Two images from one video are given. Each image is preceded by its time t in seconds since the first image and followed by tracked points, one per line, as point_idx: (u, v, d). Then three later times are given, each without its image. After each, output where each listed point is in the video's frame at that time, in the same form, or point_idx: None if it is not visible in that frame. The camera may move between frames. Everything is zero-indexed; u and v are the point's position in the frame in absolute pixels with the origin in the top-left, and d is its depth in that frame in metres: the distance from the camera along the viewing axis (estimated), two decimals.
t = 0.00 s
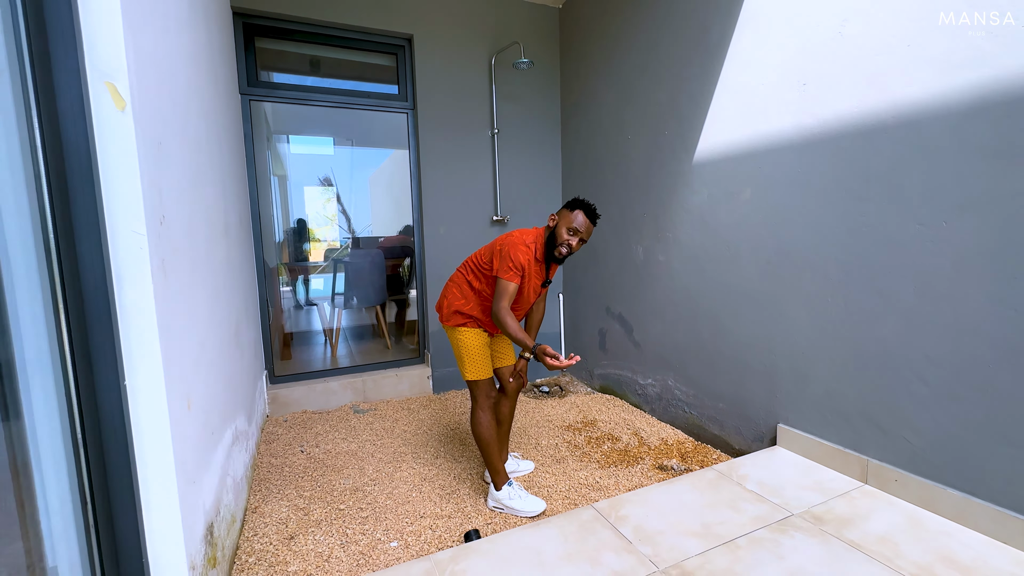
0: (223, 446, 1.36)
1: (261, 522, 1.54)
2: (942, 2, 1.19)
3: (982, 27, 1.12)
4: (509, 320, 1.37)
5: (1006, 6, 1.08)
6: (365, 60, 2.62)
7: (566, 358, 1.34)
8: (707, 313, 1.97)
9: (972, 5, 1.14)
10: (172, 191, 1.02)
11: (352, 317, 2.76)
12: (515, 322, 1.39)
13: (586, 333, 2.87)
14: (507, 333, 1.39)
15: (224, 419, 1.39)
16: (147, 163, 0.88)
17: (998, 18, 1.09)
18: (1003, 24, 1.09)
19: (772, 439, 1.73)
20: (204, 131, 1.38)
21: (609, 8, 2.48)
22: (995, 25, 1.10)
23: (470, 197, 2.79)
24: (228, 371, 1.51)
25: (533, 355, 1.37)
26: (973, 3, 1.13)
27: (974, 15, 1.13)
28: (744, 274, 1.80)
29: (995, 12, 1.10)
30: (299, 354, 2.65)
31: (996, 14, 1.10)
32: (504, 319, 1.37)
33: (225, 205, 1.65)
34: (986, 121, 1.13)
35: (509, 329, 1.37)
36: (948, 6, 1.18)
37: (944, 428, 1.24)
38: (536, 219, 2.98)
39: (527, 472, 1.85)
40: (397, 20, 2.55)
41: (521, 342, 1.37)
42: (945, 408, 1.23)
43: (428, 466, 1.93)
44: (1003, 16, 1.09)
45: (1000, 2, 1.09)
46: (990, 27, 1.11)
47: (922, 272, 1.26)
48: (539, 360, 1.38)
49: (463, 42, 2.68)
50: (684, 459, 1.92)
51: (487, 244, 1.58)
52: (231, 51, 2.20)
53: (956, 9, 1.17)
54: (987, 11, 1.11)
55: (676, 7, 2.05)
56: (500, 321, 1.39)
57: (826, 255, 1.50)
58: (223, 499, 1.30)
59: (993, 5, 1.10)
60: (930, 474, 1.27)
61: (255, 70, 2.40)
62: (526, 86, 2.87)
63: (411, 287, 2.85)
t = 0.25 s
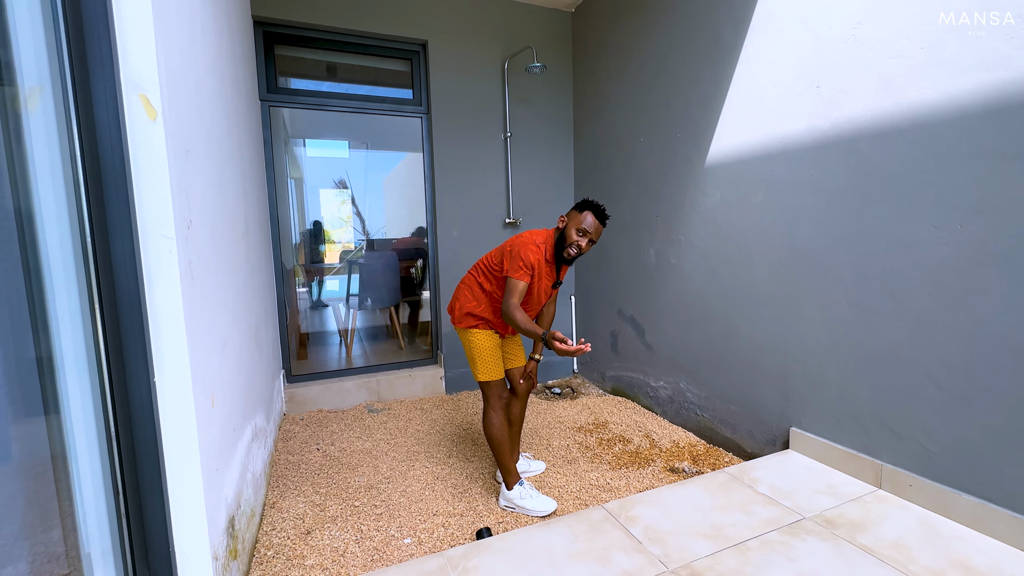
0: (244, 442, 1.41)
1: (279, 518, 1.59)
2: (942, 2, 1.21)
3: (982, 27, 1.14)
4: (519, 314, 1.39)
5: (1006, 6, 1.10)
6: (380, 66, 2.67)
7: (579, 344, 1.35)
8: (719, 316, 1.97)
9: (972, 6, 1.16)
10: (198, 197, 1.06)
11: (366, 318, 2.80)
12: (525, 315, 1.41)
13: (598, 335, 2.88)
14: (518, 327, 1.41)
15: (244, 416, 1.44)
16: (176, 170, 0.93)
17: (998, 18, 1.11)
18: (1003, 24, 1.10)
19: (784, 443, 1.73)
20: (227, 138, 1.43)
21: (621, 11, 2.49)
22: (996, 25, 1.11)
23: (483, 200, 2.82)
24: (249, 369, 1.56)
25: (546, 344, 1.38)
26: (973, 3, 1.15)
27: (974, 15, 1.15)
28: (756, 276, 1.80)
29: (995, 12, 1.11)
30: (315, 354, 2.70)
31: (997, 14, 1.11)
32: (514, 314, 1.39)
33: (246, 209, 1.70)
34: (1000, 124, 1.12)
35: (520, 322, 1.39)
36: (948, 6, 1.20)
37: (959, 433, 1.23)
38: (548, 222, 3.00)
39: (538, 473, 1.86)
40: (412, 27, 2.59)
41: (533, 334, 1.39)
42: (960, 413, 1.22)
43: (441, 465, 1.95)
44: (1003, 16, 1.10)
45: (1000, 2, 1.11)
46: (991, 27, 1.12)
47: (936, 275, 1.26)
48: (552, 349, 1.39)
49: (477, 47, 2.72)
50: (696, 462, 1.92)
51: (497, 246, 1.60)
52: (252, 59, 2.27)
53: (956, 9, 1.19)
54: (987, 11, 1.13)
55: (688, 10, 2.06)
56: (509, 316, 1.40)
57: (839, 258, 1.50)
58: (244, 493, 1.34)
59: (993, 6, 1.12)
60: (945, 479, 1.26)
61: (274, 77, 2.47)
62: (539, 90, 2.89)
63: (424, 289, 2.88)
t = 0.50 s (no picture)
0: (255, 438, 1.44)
1: (290, 512, 1.62)
2: (942, 1, 1.22)
3: (982, 27, 1.14)
4: (527, 320, 1.42)
5: (1006, 6, 1.10)
6: (390, 67, 2.70)
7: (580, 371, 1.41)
8: (727, 316, 1.96)
9: (972, 5, 1.16)
10: (212, 199, 1.10)
11: (376, 317, 2.83)
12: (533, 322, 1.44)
13: (606, 335, 2.88)
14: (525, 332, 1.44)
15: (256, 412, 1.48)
16: (190, 174, 0.96)
17: (998, 18, 1.11)
18: (1002, 24, 1.11)
19: (792, 444, 1.72)
20: (240, 141, 1.47)
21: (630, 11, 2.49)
22: (996, 25, 1.12)
23: (492, 200, 2.83)
24: (261, 367, 1.59)
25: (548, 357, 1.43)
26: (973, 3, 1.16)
27: (974, 15, 1.16)
28: (764, 276, 1.79)
29: (995, 11, 1.12)
30: (327, 352, 2.74)
31: (997, 14, 1.12)
32: (522, 319, 1.42)
33: (259, 210, 1.74)
34: (1011, 124, 1.10)
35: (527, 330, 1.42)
36: (948, 6, 1.20)
37: (969, 436, 1.21)
38: (556, 221, 3.01)
39: (544, 471, 1.88)
40: (422, 28, 2.62)
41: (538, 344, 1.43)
42: (970, 416, 1.21)
43: (448, 463, 1.98)
44: (1003, 16, 1.11)
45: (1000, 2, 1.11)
46: (990, 27, 1.13)
47: (946, 277, 1.24)
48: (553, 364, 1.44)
49: (486, 48, 2.73)
50: (703, 462, 1.91)
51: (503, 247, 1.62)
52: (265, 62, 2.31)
53: (956, 9, 1.19)
54: (987, 11, 1.13)
55: (697, 9, 2.05)
56: (518, 321, 1.43)
57: (848, 259, 1.49)
58: (256, 488, 1.38)
59: (993, 5, 1.12)
60: (955, 483, 1.25)
61: (287, 79, 2.51)
62: (548, 90, 2.90)
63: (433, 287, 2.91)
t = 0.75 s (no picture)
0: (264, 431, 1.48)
1: (299, 504, 1.66)
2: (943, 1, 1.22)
3: (982, 27, 1.15)
4: (534, 321, 1.43)
5: (1005, 6, 1.10)
6: (398, 66, 2.72)
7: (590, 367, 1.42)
8: (731, 314, 1.97)
9: (971, 6, 1.17)
10: (222, 198, 1.13)
11: (384, 314, 2.87)
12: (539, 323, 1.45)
13: (611, 332, 2.89)
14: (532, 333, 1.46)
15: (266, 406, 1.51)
16: (201, 174, 0.99)
17: (998, 18, 1.12)
18: (1003, 24, 1.11)
19: (795, 442, 1.72)
20: (249, 141, 1.50)
21: (636, 8, 2.49)
22: (996, 25, 1.12)
23: (497, 198, 2.85)
24: (270, 362, 1.63)
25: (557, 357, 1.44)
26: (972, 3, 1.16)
27: (973, 15, 1.16)
28: (768, 274, 1.79)
29: (995, 12, 1.12)
30: (335, 348, 2.78)
31: (997, 14, 1.12)
32: (528, 319, 1.43)
33: (268, 208, 1.78)
34: (1014, 122, 1.10)
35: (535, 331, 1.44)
36: (949, 6, 1.21)
37: (972, 434, 1.22)
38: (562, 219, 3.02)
39: (548, 466, 1.90)
40: (428, 27, 2.63)
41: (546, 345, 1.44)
42: (973, 414, 1.21)
43: (453, 458, 2.01)
44: (1003, 17, 1.11)
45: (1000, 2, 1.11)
46: (991, 27, 1.13)
47: (950, 275, 1.24)
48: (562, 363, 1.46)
49: (492, 46, 2.75)
50: (706, 459, 1.92)
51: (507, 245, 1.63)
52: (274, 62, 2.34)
53: (956, 9, 1.20)
54: (987, 11, 1.14)
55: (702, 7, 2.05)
56: (524, 320, 1.45)
57: (852, 257, 1.49)
58: (265, 480, 1.42)
59: (993, 6, 1.13)
60: (958, 481, 1.25)
61: (295, 79, 2.54)
62: (553, 88, 2.91)
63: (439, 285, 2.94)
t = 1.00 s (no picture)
0: (269, 426, 1.49)
1: (303, 498, 1.68)
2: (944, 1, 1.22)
3: (983, 27, 1.15)
4: (538, 315, 1.43)
5: (1006, 6, 1.10)
6: (401, 64, 2.73)
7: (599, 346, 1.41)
8: (734, 311, 1.97)
9: (971, 6, 1.17)
10: (226, 196, 1.14)
11: (388, 311, 2.88)
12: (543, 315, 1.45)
13: (615, 329, 2.89)
14: (537, 328, 1.46)
15: (270, 401, 1.53)
16: (206, 172, 1.00)
17: (998, 18, 1.11)
18: (1003, 24, 1.11)
19: (798, 440, 1.72)
20: (254, 139, 1.51)
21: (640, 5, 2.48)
22: (996, 25, 1.12)
23: (501, 195, 2.86)
24: (274, 358, 1.65)
25: (564, 347, 1.44)
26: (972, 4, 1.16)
27: (974, 15, 1.16)
28: (771, 272, 1.78)
29: (994, 12, 1.12)
30: (339, 345, 2.80)
31: (997, 14, 1.12)
32: (533, 314, 1.43)
33: (273, 205, 1.79)
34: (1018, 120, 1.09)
35: (539, 323, 1.44)
36: (949, 6, 1.21)
37: (974, 433, 1.21)
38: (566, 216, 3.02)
39: (550, 463, 1.91)
40: (432, 25, 2.64)
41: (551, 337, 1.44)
42: (976, 412, 1.21)
43: (456, 454, 2.02)
44: (1003, 16, 1.10)
45: (1000, 2, 1.11)
46: (991, 27, 1.13)
47: (953, 273, 1.24)
48: (570, 352, 1.45)
49: (495, 44, 2.75)
50: (708, 456, 1.92)
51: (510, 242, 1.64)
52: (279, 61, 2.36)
53: (956, 9, 1.19)
54: (987, 11, 1.13)
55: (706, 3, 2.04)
56: (529, 316, 1.45)
57: (855, 254, 1.48)
58: (270, 474, 1.43)
59: (993, 6, 1.12)
60: (960, 480, 1.25)
61: (300, 77, 2.56)
62: (557, 85, 2.90)
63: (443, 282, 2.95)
